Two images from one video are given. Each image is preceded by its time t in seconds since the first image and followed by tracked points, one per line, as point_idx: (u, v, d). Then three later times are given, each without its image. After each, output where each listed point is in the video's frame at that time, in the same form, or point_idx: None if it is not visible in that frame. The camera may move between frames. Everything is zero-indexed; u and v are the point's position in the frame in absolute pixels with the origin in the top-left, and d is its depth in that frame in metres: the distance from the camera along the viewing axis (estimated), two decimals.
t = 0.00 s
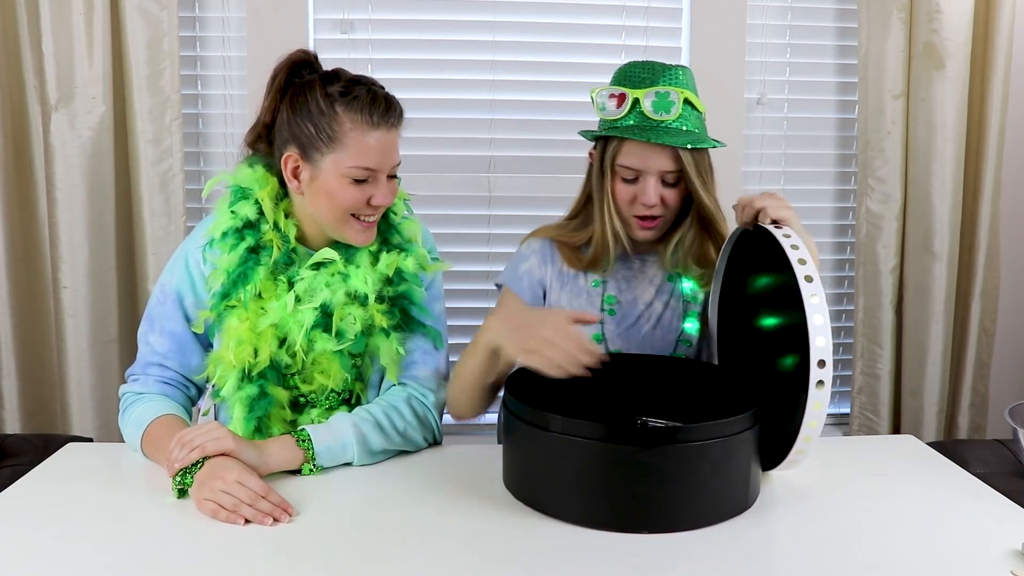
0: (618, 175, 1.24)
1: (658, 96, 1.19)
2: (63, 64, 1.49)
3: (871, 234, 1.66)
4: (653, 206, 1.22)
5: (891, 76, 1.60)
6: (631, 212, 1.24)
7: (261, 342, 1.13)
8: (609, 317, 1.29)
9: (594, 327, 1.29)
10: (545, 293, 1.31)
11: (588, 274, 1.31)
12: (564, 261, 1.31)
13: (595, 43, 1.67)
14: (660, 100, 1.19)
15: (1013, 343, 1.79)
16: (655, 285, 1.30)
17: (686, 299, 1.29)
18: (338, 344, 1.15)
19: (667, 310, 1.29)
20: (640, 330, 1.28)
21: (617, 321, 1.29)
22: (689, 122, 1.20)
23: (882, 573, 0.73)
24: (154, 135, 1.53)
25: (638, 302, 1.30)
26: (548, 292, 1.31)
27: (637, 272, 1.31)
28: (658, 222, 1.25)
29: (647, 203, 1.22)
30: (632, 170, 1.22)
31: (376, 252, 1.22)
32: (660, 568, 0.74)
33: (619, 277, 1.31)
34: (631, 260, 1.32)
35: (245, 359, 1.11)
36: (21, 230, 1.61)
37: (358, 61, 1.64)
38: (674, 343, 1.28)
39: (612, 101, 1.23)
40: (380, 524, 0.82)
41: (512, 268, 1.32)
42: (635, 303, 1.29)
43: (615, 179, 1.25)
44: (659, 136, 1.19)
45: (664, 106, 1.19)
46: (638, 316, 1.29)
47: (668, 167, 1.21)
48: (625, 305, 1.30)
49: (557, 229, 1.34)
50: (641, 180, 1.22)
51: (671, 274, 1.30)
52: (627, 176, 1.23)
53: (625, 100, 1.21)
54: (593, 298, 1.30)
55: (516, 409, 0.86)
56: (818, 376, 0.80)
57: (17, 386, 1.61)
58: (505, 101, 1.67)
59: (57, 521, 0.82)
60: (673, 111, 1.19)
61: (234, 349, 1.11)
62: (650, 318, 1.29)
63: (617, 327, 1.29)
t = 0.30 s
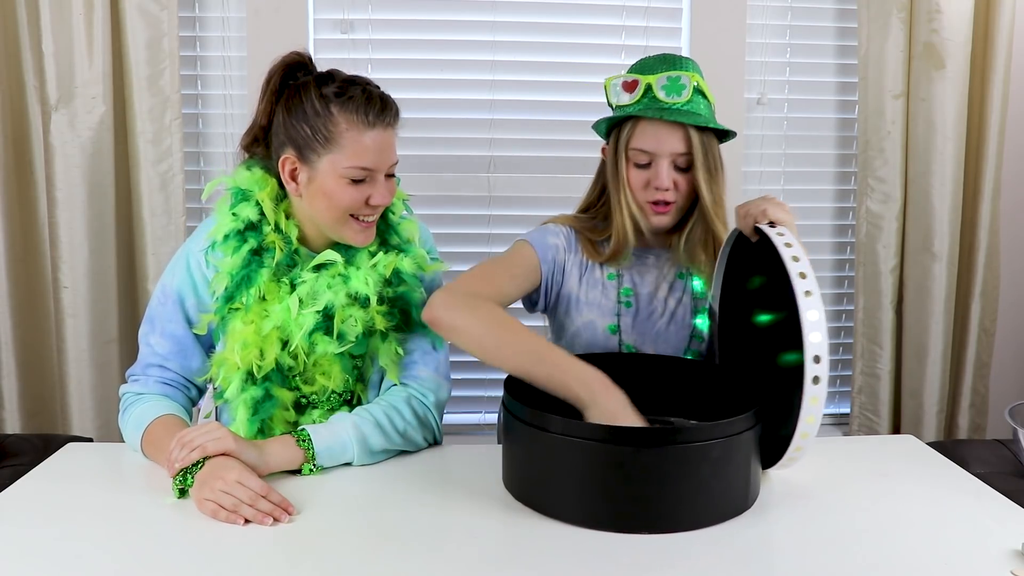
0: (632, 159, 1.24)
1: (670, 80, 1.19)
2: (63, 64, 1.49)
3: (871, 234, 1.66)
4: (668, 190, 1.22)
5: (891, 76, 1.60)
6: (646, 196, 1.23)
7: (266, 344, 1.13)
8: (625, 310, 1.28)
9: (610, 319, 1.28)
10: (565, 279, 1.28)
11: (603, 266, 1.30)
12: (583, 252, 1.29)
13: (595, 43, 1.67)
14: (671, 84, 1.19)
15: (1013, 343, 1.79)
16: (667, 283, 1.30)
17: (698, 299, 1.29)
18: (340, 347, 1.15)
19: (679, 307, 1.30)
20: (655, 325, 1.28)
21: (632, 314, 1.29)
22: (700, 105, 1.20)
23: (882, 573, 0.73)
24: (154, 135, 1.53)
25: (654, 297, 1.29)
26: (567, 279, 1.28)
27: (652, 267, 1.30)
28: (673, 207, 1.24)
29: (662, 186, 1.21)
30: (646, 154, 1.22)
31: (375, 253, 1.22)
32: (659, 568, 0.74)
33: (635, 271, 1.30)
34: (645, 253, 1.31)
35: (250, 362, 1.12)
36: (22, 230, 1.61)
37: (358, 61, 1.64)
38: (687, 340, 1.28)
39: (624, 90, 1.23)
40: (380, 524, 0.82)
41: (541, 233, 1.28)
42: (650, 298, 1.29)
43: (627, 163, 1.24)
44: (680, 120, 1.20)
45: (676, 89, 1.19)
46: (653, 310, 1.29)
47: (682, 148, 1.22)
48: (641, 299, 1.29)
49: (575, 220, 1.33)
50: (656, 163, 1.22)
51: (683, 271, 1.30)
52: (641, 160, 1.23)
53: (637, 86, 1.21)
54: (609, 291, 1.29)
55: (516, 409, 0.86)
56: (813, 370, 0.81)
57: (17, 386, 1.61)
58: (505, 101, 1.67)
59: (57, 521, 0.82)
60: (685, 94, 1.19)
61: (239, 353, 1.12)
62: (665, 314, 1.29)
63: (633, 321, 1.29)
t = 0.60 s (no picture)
0: (637, 170, 1.23)
1: (675, 90, 1.19)
2: (63, 64, 1.49)
3: (871, 234, 1.66)
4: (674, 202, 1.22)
5: (891, 76, 1.60)
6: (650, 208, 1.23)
7: (265, 341, 1.13)
8: (623, 314, 1.28)
9: (609, 323, 1.28)
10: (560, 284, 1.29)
11: (602, 272, 1.30)
12: (577, 259, 1.29)
13: (595, 44, 1.67)
14: (677, 94, 1.19)
15: (1013, 343, 1.79)
16: (663, 285, 1.31)
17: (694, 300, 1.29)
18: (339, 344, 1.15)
19: (676, 309, 1.30)
20: (653, 327, 1.28)
21: (630, 318, 1.28)
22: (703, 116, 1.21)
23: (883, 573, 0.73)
24: (154, 135, 1.53)
25: (650, 300, 1.30)
26: (563, 286, 1.29)
27: (647, 270, 1.31)
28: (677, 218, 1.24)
29: (669, 199, 1.21)
30: (653, 165, 1.21)
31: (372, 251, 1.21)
32: (660, 568, 0.74)
33: (630, 275, 1.31)
34: (641, 259, 1.32)
35: (250, 359, 1.12)
36: (22, 230, 1.61)
37: (358, 61, 1.64)
38: (686, 340, 1.28)
39: (627, 100, 1.22)
40: (380, 524, 0.82)
41: (531, 245, 1.29)
42: (647, 301, 1.29)
43: (632, 174, 1.23)
44: (688, 130, 1.19)
45: (682, 99, 1.19)
46: (651, 313, 1.29)
47: (688, 158, 1.22)
48: (638, 302, 1.29)
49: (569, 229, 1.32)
50: (662, 173, 1.21)
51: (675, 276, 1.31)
52: (646, 170, 1.22)
53: (642, 96, 1.20)
54: (606, 295, 1.30)
55: (518, 410, 0.86)
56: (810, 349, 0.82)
57: (17, 385, 1.61)
58: (505, 101, 1.67)
59: (58, 521, 0.82)
60: (689, 105, 1.19)
61: (239, 349, 1.12)
62: (663, 316, 1.29)
63: (632, 324, 1.28)
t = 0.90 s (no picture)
0: (617, 156, 1.24)
1: (652, 79, 1.21)
2: (63, 64, 1.49)
3: (871, 234, 1.66)
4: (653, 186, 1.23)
5: (891, 76, 1.60)
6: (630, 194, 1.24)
7: (264, 328, 1.14)
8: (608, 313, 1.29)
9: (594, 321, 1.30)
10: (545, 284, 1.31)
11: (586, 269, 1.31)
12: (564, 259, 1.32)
13: (595, 43, 1.67)
14: (653, 83, 1.21)
15: (1013, 343, 1.79)
16: (651, 282, 1.30)
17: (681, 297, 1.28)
18: (334, 334, 1.16)
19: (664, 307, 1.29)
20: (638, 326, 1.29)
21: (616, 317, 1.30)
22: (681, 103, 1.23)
23: (884, 573, 0.73)
24: (154, 135, 1.53)
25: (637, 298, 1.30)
26: (548, 287, 1.31)
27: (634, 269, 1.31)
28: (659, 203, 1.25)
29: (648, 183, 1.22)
30: (632, 150, 1.23)
31: (366, 244, 1.22)
32: (660, 568, 0.74)
33: (617, 274, 1.31)
34: (628, 258, 1.32)
35: (249, 346, 1.12)
36: (22, 230, 1.61)
37: (358, 61, 1.64)
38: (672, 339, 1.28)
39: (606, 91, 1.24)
40: (380, 525, 0.82)
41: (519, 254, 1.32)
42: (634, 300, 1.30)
43: (612, 161, 1.25)
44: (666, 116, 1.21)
45: (658, 87, 1.21)
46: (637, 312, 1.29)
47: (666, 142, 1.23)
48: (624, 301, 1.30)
49: (554, 231, 1.35)
50: (641, 158, 1.23)
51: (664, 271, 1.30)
52: (626, 156, 1.24)
53: (619, 86, 1.22)
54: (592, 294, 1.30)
55: (517, 409, 0.86)
56: (786, 350, 0.80)
57: (17, 385, 1.61)
58: (505, 101, 1.67)
59: (58, 521, 0.82)
60: (667, 92, 1.21)
61: (239, 336, 1.12)
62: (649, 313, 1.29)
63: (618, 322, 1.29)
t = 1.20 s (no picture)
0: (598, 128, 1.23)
1: (633, 65, 1.25)
2: (63, 64, 1.49)
3: (870, 234, 1.66)
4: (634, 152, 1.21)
5: (891, 76, 1.60)
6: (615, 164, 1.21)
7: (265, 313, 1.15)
8: (607, 305, 1.29)
9: (592, 313, 1.30)
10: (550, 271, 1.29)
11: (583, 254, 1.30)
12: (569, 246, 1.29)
13: (595, 43, 1.67)
14: (633, 67, 1.25)
15: (1013, 343, 1.79)
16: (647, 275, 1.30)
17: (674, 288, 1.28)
18: (336, 319, 1.16)
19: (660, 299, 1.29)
20: (635, 319, 1.29)
21: (615, 309, 1.29)
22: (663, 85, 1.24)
23: (884, 573, 0.73)
24: (154, 135, 1.53)
25: (635, 291, 1.30)
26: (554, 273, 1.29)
27: (630, 262, 1.31)
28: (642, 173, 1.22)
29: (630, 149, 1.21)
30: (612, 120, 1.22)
31: (366, 232, 1.22)
32: (660, 568, 0.74)
33: (615, 266, 1.30)
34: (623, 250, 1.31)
35: (252, 329, 1.14)
36: (22, 230, 1.61)
37: (358, 61, 1.64)
38: (668, 333, 1.29)
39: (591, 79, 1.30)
40: (380, 524, 0.82)
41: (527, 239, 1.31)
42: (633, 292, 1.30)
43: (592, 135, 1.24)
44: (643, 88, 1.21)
45: (637, 70, 1.24)
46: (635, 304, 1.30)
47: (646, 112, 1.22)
48: (622, 292, 1.30)
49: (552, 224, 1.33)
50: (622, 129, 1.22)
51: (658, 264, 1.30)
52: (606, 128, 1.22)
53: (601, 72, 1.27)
54: (591, 285, 1.30)
55: (517, 409, 0.85)
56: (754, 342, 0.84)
57: (17, 385, 1.61)
58: (505, 101, 1.67)
59: (58, 521, 0.82)
60: (645, 73, 1.24)
61: (243, 318, 1.14)
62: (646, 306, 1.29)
63: (616, 315, 1.29)
